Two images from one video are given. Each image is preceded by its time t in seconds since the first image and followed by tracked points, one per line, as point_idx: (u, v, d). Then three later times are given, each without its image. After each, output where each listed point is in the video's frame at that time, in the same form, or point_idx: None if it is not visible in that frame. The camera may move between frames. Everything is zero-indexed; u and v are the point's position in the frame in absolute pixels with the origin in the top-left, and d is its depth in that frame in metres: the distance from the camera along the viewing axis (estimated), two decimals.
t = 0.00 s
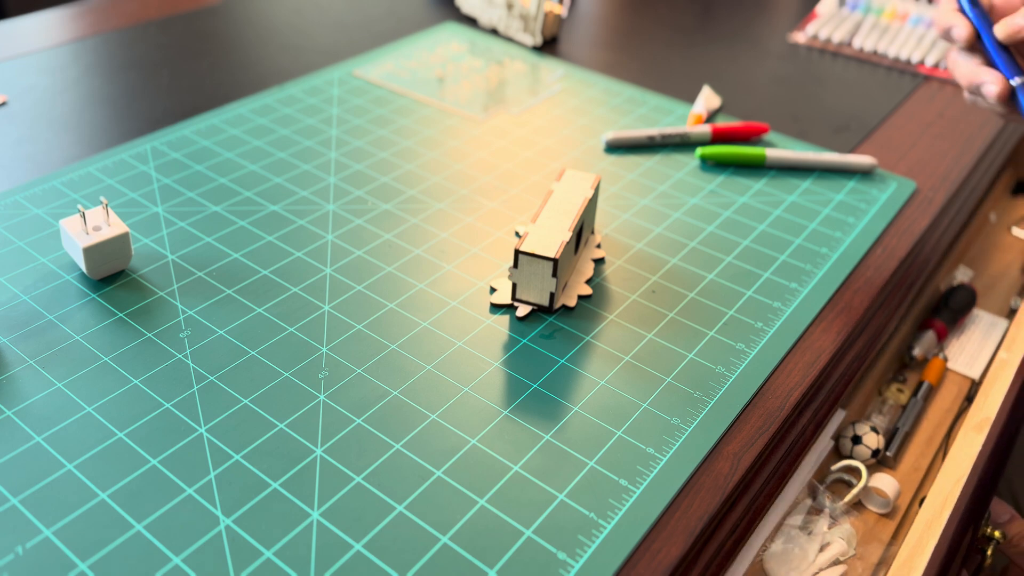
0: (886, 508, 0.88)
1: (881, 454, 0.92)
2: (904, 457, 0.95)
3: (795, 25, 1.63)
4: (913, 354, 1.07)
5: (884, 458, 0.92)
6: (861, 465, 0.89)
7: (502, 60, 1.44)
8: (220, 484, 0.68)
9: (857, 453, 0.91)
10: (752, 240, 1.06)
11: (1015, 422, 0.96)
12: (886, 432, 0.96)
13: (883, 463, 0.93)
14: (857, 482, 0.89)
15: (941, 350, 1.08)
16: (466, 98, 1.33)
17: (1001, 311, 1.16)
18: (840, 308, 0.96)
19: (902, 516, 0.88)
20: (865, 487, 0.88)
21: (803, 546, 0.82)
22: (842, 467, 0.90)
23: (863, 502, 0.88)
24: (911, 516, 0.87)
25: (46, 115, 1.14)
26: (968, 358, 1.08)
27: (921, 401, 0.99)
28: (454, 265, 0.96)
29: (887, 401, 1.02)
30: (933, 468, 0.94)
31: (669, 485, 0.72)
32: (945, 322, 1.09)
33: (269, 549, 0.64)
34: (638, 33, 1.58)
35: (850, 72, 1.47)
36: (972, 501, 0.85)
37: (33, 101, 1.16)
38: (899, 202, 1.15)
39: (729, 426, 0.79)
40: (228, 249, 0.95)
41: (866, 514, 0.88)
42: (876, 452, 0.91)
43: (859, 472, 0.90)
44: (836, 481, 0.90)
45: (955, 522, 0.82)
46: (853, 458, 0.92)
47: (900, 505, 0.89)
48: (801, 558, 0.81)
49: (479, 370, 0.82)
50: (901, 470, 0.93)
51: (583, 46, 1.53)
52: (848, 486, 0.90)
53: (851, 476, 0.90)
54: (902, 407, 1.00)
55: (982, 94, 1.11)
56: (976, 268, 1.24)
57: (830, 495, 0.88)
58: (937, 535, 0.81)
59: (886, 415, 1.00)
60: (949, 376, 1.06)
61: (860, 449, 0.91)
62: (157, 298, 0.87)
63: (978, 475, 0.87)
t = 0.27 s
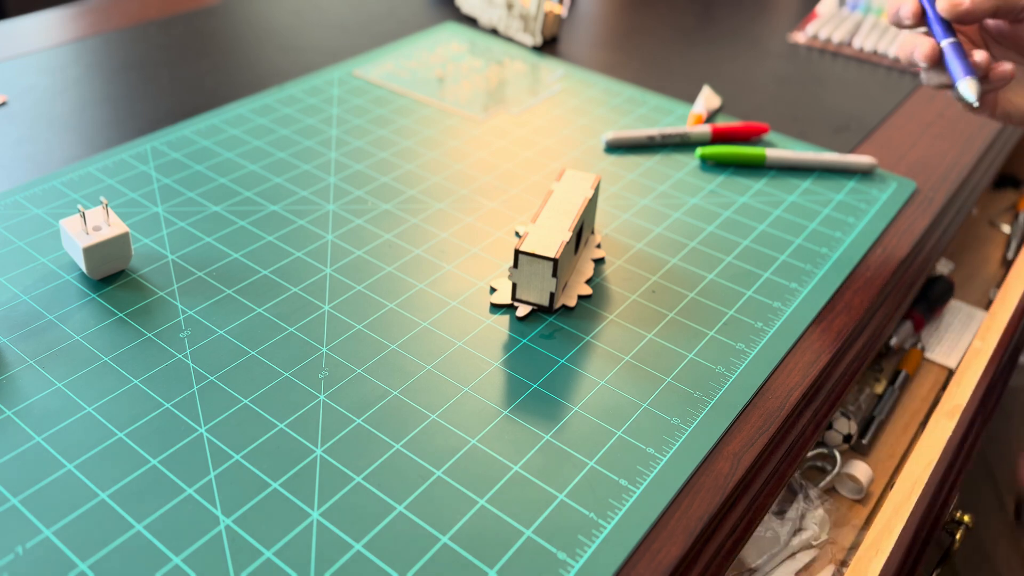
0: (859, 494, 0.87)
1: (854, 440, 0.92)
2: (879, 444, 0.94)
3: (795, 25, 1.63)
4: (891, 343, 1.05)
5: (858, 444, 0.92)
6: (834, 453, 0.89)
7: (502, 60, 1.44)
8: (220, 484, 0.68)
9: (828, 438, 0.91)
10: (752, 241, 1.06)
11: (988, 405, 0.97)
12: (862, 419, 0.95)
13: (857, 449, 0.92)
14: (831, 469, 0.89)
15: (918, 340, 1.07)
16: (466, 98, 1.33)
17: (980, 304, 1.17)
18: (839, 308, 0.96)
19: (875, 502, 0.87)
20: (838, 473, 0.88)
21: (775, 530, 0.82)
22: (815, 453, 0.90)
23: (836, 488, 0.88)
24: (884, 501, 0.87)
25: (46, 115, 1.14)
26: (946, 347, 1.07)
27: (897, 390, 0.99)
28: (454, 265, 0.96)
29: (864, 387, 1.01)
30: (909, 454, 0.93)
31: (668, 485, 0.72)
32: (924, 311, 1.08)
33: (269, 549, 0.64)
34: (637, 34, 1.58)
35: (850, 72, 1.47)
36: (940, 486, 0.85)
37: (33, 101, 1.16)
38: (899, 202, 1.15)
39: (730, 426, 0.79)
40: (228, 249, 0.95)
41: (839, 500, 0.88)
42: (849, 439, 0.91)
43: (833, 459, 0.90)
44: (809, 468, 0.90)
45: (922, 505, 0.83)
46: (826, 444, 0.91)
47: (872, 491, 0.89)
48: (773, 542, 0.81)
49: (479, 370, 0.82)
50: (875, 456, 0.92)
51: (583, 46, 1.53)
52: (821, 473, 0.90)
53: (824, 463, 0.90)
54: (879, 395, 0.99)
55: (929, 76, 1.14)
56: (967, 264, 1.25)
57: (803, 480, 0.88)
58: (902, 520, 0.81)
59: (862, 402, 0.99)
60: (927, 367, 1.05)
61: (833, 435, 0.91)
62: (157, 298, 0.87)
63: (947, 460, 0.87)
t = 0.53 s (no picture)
0: (855, 492, 0.86)
1: (852, 438, 0.92)
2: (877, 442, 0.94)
3: (795, 25, 1.63)
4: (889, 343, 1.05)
5: (856, 443, 0.91)
6: (830, 450, 0.89)
7: (502, 60, 1.44)
8: (220, 484, 0.68)
9: (826, 437, 0.91)
10: (753, 240, 1.06)
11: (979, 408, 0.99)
12: (859, 418, 0.95)
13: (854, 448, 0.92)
14: (828, 467, 0.89)
15: (915, 339, 1.07)
16: (466, 98, 1.33)
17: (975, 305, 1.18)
18: (838, 308, 0.96)
19: (871, 499, 0.87)
20: (834, 471, 0.88)
21: (772, 527, 0.81)
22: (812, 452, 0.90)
23: (833, 486, 0.87)
24: (878, 500, 0.87)
25: (46, 115, 1.14)
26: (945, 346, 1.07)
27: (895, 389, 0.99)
28: (454, 265, 0.96)
29: (861, 385, 1.01)
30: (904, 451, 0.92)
31: (668, 485, 0.72)
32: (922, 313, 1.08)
33: (269, 549, 0.64)
34: (638, 34, 1.58)
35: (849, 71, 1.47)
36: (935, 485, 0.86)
37: (33, 101, 1.16)
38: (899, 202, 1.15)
39: (730, 425, 0.79)
40: (228, 248, 0.95)
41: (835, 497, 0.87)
42: (847, 438, 0.91)
43: (830, 457, 0.90)
44: (806, 466, 0.90)
45: (917, 504, 0.84)
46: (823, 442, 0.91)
47: (869, 489, 0.88)
48: (769, 539, 0.80)
49: (479, 370, 0.82)
50: (872, 454, 0.92)
51: (583, 46, 1.53)
52: (818, 471, 0.90)
53: (821, 461, 0.90)
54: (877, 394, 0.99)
55: (858, 82, 1.14)
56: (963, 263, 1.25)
57: (799, 478, 0.88)
58: (899, 518, 0.82)
59: (860, 401, 0.99)
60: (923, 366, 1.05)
61: (830, 434, 0.91)
62: (157, 298, 0.87)
63: (942, 461, 0.88)
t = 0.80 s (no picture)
0: (854, 493, 0.87)
1: (852, 438, 0.92)
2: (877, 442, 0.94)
3: (795, 25, 1.63)
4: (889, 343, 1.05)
5: (855, 443, 0.91)
6: (830, 450, 0.89)
7: (502, 60, 1.44)
8: (220, 484, 0.68)
9: (826, 437, 0.91)
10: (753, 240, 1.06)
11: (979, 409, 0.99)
12: (859, 418, 0.95)
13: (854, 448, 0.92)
14: (828, 466, 0.89)
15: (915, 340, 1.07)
16: (466, 98, 1.33)
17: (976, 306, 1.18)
18: (839, 308, 0.96)
19: (871, 499, 0.87)
20: (834, 471, 0.88)
21: (772, 527, 0.81)
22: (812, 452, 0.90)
23: (833, 486, 0.87)
24: (879, 500, 0.87)
25: (46, 115, 1.14)
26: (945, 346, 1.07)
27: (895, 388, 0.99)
28: (454, 265, 0.96)
29: (861, 385, 1.01)
30: (904, 452, 0.92)
31: (668, 485, 0.72)
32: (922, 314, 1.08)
33: (269, 549, 0.64)
34: (638, 34, 1.58)
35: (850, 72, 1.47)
36: (937, 486, 0.86)
37: (33, 101, 1.16)
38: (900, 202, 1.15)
39: (730, 425, 0.79)
40: (228, 249, 0.95)
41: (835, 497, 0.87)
42: (847, 438, 0.91)
43: (830, 457, 0.90)
44: (806, 466, 0.90)
45: (918, 504, 0.84)
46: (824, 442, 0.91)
47: (870, 489, 0.88)
48: (768, 539, 0.80)
49: (480, 370, 0.82)
50: (872, 454, 0.92)
51: (583, 46, 1.53)
52: (818, 471, 0.90)
53: (821, 461, 0.90)
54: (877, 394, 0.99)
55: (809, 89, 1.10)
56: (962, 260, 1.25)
57: (799, 478, 0.88)
58: (899, 519, 0.82)
59: (860, 400, 0.98)
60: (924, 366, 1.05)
61: (831, 433, 0.91)
62: (157, 298, 0.87)
63: (942, 461, 0.89)
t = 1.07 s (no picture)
0: (854, 493, 0.87)
1: (852, 439, 0.92)
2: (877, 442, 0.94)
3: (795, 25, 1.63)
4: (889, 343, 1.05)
5: (855, 443, 0.91)
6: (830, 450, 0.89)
7: (502, 60, 1.44)
8: (220, 484, 0.68)
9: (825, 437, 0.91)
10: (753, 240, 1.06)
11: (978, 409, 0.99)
12: (859, 418, 0.95)
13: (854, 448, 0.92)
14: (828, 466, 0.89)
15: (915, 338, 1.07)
16: (466, 98, 1.33)
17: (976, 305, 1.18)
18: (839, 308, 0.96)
19: (871, 499, 0.87)
20: (834, 471, 0.88)
21: (771, 527, 0.81)
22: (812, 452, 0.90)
23: (833, 486, 0.87)
24: (879, 500, 0.87)
25: (45, 115, 1.14)
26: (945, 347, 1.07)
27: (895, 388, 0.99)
28: (454, 265, 0.96)
29: (861, 385, 1.01)
30: (905, 452, 0.92)
31: (668, 485, 0.72)
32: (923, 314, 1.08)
33: (269, 549, 0.64)
34: (638, 34, 1.58)
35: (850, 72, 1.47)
36: (937, 486, 0.86)
37: (33, 101, 1.16)
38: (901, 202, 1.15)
39: (730, 425, 0.79)
40: (228, 249, 0.95)
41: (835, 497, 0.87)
42: (847, 438, 0.91)
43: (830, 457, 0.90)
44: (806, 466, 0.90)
45: (918, 504, 0.84)
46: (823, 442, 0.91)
47: (870, 489, 0.88)
48: (768, 539, 0.80)
49: (480, 370, 0.82)
50: (872, 454, 0.92)
51: (583, 46, 1.53)
52: (818, 471, 0.90)
53: (821, 461, 0.90)
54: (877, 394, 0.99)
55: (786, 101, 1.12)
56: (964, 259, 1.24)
57: (799, 478, 0.88)
58: (899, 519, 0.82)
59: (860, 400, 0.98)
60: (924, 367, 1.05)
61: (831, 433, 0.91)
62: (157, 298, 0.87)
63: (942, 461, 0.89)
